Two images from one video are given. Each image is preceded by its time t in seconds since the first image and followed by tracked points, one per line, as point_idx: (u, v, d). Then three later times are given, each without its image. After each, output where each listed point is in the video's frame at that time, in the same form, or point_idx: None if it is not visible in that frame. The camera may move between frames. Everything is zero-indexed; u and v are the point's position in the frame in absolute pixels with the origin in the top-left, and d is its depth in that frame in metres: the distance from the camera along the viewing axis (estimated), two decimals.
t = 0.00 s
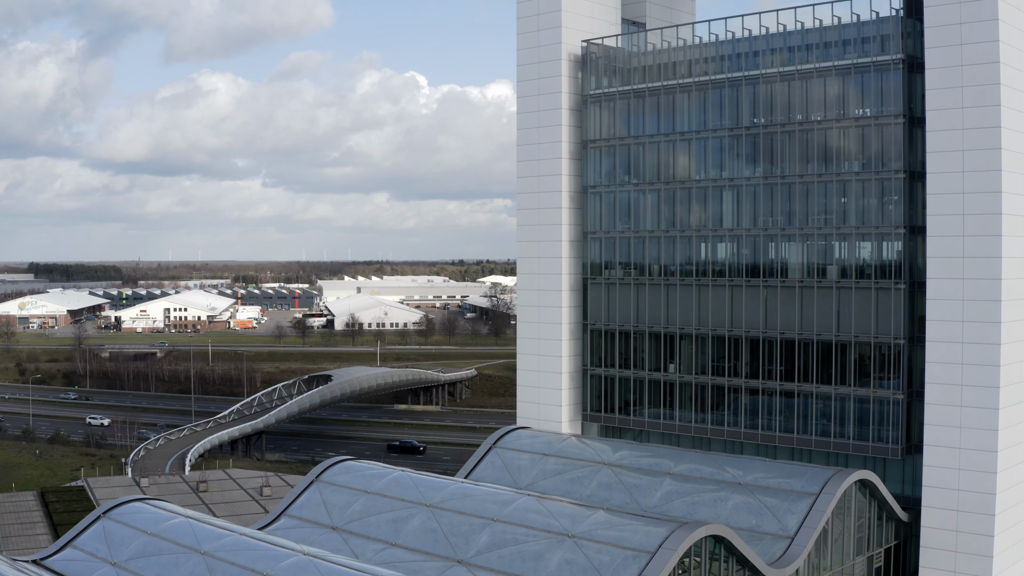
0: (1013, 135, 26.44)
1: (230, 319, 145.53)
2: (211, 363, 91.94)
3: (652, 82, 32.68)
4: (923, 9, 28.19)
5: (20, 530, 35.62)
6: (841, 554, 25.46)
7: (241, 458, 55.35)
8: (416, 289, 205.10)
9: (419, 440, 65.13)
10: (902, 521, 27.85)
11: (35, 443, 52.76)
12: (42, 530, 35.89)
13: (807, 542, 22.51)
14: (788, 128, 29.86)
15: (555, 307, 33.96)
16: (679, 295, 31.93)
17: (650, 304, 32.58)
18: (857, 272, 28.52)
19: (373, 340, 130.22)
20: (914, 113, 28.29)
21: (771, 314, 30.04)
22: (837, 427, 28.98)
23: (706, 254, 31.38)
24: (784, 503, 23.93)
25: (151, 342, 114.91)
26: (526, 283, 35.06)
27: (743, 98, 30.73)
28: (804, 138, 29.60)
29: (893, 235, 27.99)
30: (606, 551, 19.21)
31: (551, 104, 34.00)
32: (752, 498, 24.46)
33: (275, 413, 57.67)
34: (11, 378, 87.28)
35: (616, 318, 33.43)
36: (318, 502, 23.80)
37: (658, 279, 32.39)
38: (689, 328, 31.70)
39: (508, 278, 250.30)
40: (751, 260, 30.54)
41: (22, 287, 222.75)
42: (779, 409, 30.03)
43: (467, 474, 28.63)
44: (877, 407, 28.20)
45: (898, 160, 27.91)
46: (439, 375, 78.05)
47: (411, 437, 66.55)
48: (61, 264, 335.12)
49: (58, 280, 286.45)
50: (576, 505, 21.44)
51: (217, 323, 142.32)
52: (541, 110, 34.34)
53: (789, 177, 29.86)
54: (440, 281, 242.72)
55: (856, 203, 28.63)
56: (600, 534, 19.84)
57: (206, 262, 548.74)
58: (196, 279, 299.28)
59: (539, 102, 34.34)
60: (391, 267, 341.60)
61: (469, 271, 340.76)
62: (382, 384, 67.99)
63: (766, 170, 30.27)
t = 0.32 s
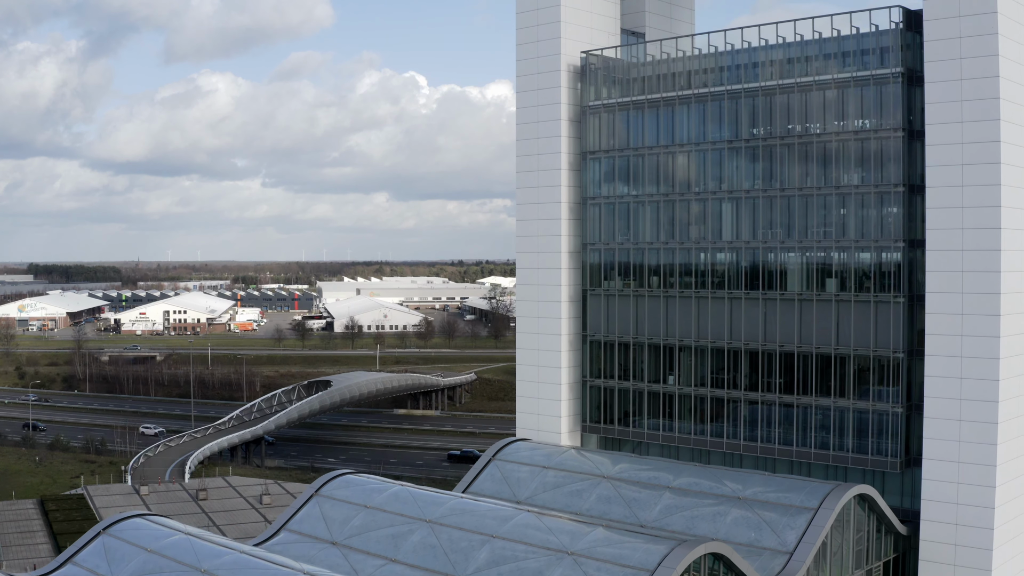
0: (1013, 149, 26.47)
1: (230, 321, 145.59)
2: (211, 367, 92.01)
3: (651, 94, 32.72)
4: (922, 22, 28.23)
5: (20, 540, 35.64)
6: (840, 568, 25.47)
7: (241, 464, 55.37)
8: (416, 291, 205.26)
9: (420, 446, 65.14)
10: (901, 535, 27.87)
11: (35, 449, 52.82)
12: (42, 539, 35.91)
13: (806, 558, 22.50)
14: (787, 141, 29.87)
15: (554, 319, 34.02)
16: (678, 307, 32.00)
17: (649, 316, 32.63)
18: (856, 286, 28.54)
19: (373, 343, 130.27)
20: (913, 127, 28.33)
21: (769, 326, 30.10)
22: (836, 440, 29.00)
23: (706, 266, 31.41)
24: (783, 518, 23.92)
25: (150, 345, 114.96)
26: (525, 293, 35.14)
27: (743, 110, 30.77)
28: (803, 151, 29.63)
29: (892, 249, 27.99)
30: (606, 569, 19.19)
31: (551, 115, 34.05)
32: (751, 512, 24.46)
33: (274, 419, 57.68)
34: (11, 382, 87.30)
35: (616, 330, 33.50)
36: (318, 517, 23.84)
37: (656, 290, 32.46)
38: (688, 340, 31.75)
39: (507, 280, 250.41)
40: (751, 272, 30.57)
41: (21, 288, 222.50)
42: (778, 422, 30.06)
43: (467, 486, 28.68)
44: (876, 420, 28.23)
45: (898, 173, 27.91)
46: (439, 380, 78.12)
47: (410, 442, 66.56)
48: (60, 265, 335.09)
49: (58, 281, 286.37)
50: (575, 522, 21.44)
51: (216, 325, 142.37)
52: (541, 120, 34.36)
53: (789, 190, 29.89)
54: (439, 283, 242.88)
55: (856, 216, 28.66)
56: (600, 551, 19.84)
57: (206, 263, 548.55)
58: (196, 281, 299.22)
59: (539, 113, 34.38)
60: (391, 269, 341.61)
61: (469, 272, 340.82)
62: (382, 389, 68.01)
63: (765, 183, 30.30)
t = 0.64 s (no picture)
0: (1012, 164, 26.49)
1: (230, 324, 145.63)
2: (210, 371, 92.06)
3: (651, 106, 32.77)
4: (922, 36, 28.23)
5: (20, 549, 35.66)
6: None
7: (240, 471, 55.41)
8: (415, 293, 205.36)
9: (419, 451, 65.16)
10: (899, 549, 27.90)
11: (35, 456, 52.85)
12: (42, 549, 35.93)
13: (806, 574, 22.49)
14: (787, 154, 29.91)
15: (553, 331, 34.09)
16: (677, 320, 32.07)
17: (648, 328, 32.70)
18: (855, 300, 28.57)
19: (372, 346, 130.28)
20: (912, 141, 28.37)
21: (769, 339, 30.17)
22: (835, 453, 29.05)
23: (706, 278, 31.46)
24: (782, 534, 23.89)
25: (150, 348, 115.05)
26: (525, 305, 35.22)
27: (742, 123, 30.82)
28: (803, 164, 29.65)
29: (892, 263, 28.00)
30: None
31: (550, 127, 34.10)
32: (750, 527, 24.46)
33: (274, 425, 57.72)
34: (11, 387, 87.30)
35: (615, 342, 33.58)
36: (318, 531, 23.88)
37: (656, 302, 32.53)
38: (687, 352, 31.81)
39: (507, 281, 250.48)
40: (750, 285, 30.61)
41: (20, 289, 222.52)
42: (777, 435, 30.11)
43: (467, 499, 28.73)
44: (876, 433, 28.25)
45: (897, 188, 27.92)
46: (438, 384, 78.17)
47: (410, 448, 66.56)
48: (60, 266, 335.00)
49: (57, 282, 286.28)
50: (574, 538, 21.45)
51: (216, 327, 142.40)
52: (541, 132, 34.42)
53: (788, 203, 29.91)
54: (439, 285, 242.93)
55: (855, 230, 28.68)
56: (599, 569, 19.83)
57: (205, 264, 548.47)
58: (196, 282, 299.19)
59: (539, 124, 34.43)
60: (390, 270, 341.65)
61: (469, 274, 340.84)
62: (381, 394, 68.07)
63: (764, 196, 30.34)
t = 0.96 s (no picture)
0: (1012, 180, 26.44)
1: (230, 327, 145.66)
2: (211, 375, 92.14)
3: (650, 118, 32.82)
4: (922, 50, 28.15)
5: (20, 558, 35.71)
6: None
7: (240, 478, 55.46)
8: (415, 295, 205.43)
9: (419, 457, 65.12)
10: (898, 563, 27.90)
11: (35, 462, 52.94)
12: (41, 558, 35.98)
13: None
14: (786, 168, 29.95)
15: (552, 343, 34.18)
16: (677, 332, 32.15)
17: (648, 340, 32.79)
18: (854, 314, 28.59)
19: (372, 349, 130.26)
20: (912, 155, 28.37)
21: (767, 352, 30.25)
22: (834, 467, 29.12)
23: (706, 291, 31.53)
24: (781, 549, 23.82)
25: (151, 351, 115.16)
26: (525, 316, 35.32)
27: (741, 137, 30.84)
28: (802, 178, 29.68)
29: (892, 278, 27.99)
30: None
31: (550, 139, 34.18)
32: (750, 543, 24.42)
33: (274, 432, 57.76)
34: (11, 391, 87.31)
35: (615, 354, 33.66)
36: (317, 546, 23.94)
37: (655, 315, 32.61)
38: (687, 365, 31.89)
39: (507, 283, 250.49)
40: (750, 299, 30.67)
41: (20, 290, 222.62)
42: (776, 447, 30.16)
43: (467, 513, 28.80)
44: (875, 447, 28.27)
45: (897, 203, 27.92)
46: (438, 390, 78.20)
47: (410, 453, 66.56)
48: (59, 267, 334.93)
49: (57, 284, 286.31)
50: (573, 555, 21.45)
51: (216, 330, 142.44)
52: (541, 144, 34.48)
53: (788, 217, 29.95)
54: (438, 286, 242.99)
55: (854, 245, 28.70)
56: None
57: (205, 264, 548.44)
58: (196, 283, 299.18)
59: (538, 136, 34.50)
60: (390, 271, 341.68)
61: (468, 275, 340.86)
62: (381, 400, 68.11)
63: (764, 210, 30.39)
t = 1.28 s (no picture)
0: (1012, 195, 26.43)
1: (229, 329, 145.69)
2: (210, 379, 92.20)
3: (649, 131, 32.88)
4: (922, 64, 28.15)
5: (20, 567, 35.74)
6: None
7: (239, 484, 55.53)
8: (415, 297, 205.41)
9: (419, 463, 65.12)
10: None
11: (35, 469, 52.99)
12: (41, 568, 36.02)
13: None
14: (785, 182, 30.01)
15: (552, 355, 34.27)
16: (676, 345, 32.23)
17: (648, 353, 32.88)
18: (854, 328, 28.64)
19: (372, 352, 130.27)
20: (911, 170, 28.39)
21: (766, 365, 30.33)
22: (832, 481, 29.18)
23: (705, 304, 31.60)
24: (781, 565, 23.84)
25: (150, 354, 115.19)
26: (524, 327, 35.40)
27: (741, 150, 30.89)
28: (802, 192, 29.74)
29: (892, 292, 28.04)
30: None
31: (550, 151, 34.25)
32: (750, 557, 24.44)
33: (273, 438, 57.82)
34: (11, 394, 87.40)
35: (615, 366, 33.75)
36: (317, 561, 24.01)
37: (655, 327, 32.69)
38: (686, 378, 31.97)
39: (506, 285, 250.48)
40: (749, 312, 30.73)
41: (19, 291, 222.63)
42: (776, 460, 30.22)
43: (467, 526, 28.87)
44: (875, 462, 28.30)
45: (897, 218, 27.96)
46: (438, 395, 78.24)
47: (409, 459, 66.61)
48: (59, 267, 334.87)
49: (56, 285, 286.20)
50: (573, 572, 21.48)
51: (215, 333, 142.46)
52: (541, 156, 34.54)
53: (787, 231, 30.01)
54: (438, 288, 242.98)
55: (853, 259, 28.77)
56: None
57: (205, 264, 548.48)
58: (195, 284, 299.10)
59: (538, 147, 34.58)
60: (389, 273, 341.70)
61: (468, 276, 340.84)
62: (381, 406, 68.18)
63: (764, 223, 30.44)
